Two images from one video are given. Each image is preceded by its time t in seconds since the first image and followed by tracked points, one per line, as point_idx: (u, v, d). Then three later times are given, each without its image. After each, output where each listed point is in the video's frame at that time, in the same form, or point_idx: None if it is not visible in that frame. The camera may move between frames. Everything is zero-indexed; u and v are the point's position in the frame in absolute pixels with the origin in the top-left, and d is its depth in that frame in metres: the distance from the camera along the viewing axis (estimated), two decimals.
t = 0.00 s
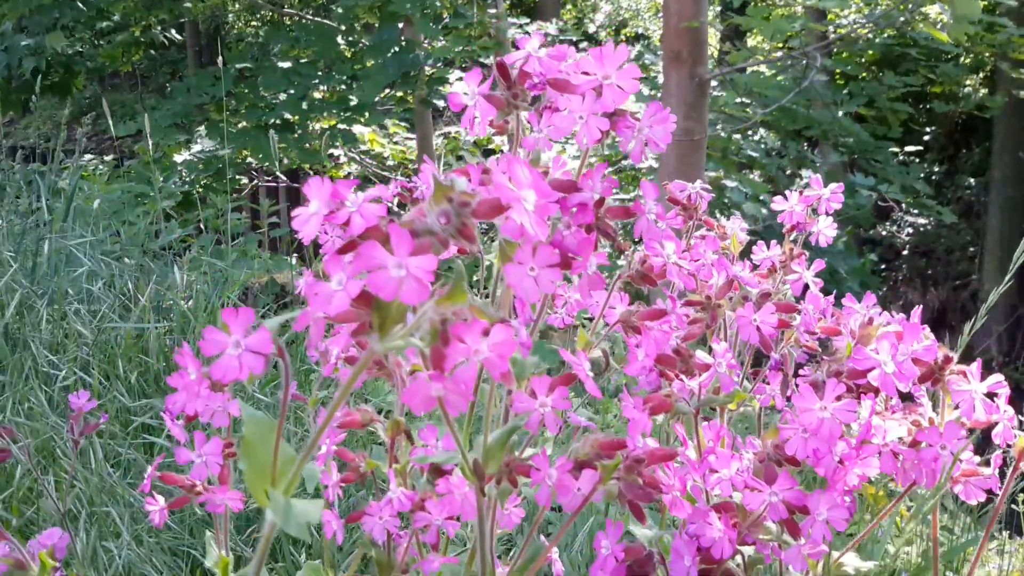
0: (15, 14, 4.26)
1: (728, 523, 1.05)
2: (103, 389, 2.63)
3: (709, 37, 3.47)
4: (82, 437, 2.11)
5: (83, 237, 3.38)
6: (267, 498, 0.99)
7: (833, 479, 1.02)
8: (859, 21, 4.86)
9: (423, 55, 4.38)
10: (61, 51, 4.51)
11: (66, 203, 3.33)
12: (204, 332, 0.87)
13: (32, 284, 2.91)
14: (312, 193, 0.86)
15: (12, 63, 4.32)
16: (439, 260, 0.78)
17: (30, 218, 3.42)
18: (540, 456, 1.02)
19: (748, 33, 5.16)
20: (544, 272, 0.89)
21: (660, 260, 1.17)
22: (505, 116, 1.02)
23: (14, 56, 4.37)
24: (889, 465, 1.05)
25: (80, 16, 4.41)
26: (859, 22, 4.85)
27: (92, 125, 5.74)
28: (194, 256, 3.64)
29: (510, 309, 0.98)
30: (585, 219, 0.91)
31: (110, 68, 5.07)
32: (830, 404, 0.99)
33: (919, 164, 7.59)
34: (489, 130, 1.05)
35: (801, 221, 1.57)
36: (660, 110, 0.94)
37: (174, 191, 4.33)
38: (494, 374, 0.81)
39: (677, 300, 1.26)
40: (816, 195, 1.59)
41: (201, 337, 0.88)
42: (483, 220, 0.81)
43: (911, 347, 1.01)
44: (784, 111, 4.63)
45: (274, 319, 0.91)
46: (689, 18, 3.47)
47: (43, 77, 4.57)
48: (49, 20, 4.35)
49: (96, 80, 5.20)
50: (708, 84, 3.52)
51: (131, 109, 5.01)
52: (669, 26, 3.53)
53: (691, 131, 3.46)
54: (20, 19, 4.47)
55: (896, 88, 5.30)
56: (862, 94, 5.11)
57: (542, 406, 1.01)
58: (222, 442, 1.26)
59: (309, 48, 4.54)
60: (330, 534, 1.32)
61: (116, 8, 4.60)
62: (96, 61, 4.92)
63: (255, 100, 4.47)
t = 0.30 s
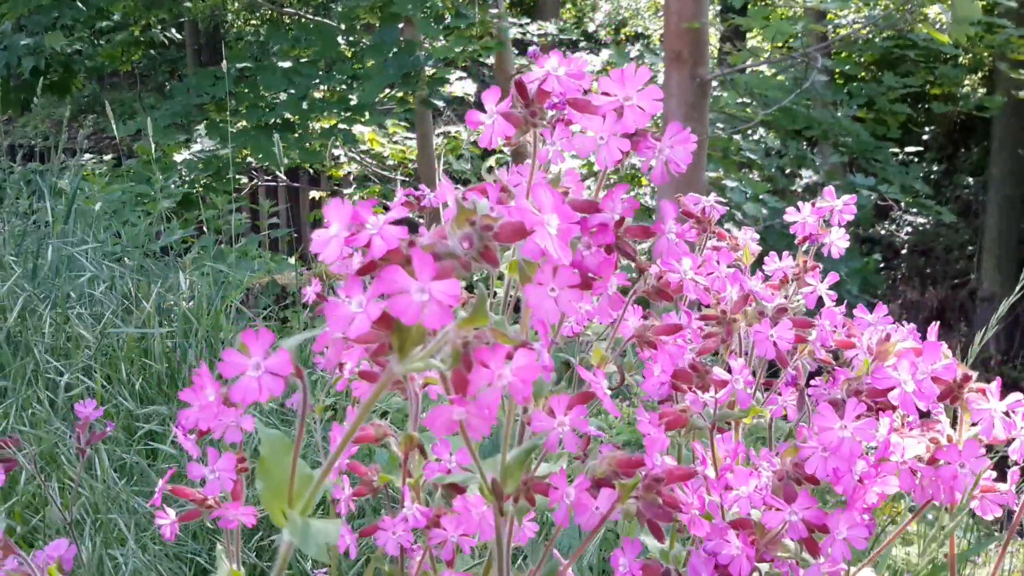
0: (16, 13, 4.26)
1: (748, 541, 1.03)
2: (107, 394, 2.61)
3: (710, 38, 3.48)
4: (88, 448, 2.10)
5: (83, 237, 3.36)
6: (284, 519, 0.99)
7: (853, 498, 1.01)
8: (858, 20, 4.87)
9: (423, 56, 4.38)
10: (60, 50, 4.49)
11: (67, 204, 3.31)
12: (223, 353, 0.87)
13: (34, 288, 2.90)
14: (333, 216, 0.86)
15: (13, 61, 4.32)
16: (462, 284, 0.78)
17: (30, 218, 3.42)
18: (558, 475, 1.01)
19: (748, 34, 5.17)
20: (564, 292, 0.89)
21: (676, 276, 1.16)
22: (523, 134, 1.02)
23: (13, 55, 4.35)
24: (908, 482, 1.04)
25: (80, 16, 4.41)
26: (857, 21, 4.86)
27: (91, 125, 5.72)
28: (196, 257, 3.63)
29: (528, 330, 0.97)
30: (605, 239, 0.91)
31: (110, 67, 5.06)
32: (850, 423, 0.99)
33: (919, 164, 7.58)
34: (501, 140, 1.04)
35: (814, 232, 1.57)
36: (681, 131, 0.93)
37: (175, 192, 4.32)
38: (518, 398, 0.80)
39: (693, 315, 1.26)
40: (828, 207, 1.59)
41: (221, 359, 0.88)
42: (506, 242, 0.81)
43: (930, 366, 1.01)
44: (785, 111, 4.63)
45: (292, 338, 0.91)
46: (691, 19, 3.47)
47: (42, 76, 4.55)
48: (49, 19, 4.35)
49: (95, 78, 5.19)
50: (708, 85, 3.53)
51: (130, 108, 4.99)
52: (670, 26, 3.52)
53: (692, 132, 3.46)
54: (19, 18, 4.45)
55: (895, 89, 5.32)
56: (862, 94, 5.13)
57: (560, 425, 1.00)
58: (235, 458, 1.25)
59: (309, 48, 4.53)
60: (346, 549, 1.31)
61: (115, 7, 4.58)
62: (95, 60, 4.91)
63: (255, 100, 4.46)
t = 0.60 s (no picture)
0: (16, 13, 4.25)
1: (775, 557, 1.02)
2: (113, 398, 2.59)
3: (711, 36, 3.47)
4: (99, 457, 2.09)
5: (87, 239, 3.34)
6: (310, 538, 0.98)
7: (883, 514, 1.00)
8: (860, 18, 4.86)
9: (424, 55, 4.36)
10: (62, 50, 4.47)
11: (71, 206, 3.30)
12: (250, 372, 0.87)
13: (40, 291, 2.88)
14: (360, 232, 0.84)
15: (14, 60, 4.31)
16: (496, 303, 0.77)
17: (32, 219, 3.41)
18: (586, 492, 1.01)
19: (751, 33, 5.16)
20: (594, 309, 0.88)
21: (700, 289, 1.14)
22: (548, 146, 1.01)
23: (15, 55, 4.34)
24: (937, 498, 1.03)
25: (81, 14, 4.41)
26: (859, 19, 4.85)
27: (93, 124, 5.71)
28: (199, 258, 3.61)
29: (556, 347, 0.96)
30: (634, 254, 0.89)
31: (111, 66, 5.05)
32: (881, 440, 0.98)
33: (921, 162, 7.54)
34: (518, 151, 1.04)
35: (832, 240, 1.55)
36: (711, 144, 0.91)
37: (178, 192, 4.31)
38: (552, 419, 0.79)
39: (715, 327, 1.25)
40: (846, 215, 1.57)
41: (248, 379, 0.87)
42: (539, 261, 0.79)
43: (961, 381, 0.99)
44: (787, 110, 4.63)
45: (320, 355, 0.90)
46: (693, 17, 3.47)
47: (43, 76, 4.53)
48: (50, 18, 4.34)
49: (95, 77, 5.17)
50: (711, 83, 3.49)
51: (131, 107, 4.98)
52: (672, 25, 3.51)
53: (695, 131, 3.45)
54: (20, 18, 4.43)
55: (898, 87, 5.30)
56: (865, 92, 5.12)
57: (588, 442, 0.99)
58: (254, 472, 1.25)
59: (311, 47, 4.51)
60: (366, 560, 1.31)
61: (116, 6, 4.56)
62: (96, 59, 4.89)
63: (257, 99, 4.44)
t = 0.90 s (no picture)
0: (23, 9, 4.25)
1: (798, 564, 1.01)
2: (122, 396, 2.58)
3: (719, 34, 3.46)
4: (112, 457, 2.08)
5: (95, 237, 3.33)
6: (331, 544, 0.98)
7: (910, 522, 0.99)
8: (867, 16, 4.84)
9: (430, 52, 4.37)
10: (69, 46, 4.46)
11: (79, 203, 3.29)
12: (274, 379, 0.87)
13: (49, 289, 2.86)
14: (385, 237, 0.84)
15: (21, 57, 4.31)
16: (524, 310, 0.76)
17: (36, 215, 3.40)
18: (609, 499, 1.00)
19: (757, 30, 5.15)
20: (620, 315, 0.87)
21: (724, 293, 1.13)
22: (571, 151, 1.00)
23: (21, 51, 4.32)
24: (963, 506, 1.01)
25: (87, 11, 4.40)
26: (866, 17, 4.84)
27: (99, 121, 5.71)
28: (207, 255, 3.61)
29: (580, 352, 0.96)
30: (662, 258, 0.88)
31: (117, 63, 5.05)
32: (908, 446, 0.97)
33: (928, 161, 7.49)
34: (542, 152, 1.05)
35: (850, 242, 1.54)
36: (738, 149, 0.90)
37: (186, 189, 4.30)
38: (581, 428, 0.79)
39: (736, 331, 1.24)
40: (865, 217, 1.56)
41: (272, 385, 0.87)
42: (567, 267, 0.79)
43: (988, 389, 0.98)
44: (793, 108, 4.62)
45: (343, 361, 0.90)
46: (700, 16, 3.47)
47: (49, 72, 4.52)
48: (56, 15, 4.34)
49: (100, 73, 5.17)
50: (717, 80, 3.48)
51: (137, 104, 4.97)
52: (680, 22, 3.51)
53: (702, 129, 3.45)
54: (27, 14, 4.42)
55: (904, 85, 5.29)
56: (872, 89, 5.10)
57: (610, 448, 0.98)
58: (271, 476, 1.24)
59: (317, 44, 4.52)
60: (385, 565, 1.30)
61: (122, 3, 4.55)
62: (103, 56, 4.89)
63: (263, 96, 4.43)
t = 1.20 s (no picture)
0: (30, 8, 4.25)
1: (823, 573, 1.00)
2: (132, 397, 2.57)
3: (726, 34, 3.45)
4: (123, 459, 2.06)
5: (103, 236, 3.32)
6: (353, 552, 0.97)
7: (937, 532, 0.98)
8: (874, 16, 4.83)
9: (435, 52, 4.36)
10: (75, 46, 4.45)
11: (87, 203, 3.27)
12: (298, 387, 0.86)
13: (58, 289, 2.85)
14: (412, 245, 0.83)
15: (27, 56, 4.31)
16: (553, 320, 0.75)
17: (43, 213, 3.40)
18: (633, 508, 0.99)
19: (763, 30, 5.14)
20: (648, 323, 0.86)
21: (747, 300, 1.12)
22: (595, 157, 1.00)
23: (27, 50, 4.32)
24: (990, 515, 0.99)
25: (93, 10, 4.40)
26: (872, 18, 4.83)
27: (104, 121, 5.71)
28: (214, 254, 3.60)
29: (603, 360, 0.95)
30: (689, 267, 0.87)
31: (123, 63, 5.05)
32: (936, 456, 0.96)
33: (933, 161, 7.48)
34: (565, 159, 1.05)
35: (869, 247, 1.53)
36: (766, 157, 0.90)
37: (192, 189, 4.29)
38: (611, 438, 0.78)
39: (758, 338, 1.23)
40: (884, 221, 1.55)
41: (297, 393, 0.87)
42: (597, 276, 0.78)
43: (1018, 397, 0.97)
44: (799, 109, 4.62)
45: (368, 369, 0.89)
46: (706, 17, 3.46)
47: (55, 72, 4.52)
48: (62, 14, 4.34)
49: (105, 73, 5.16)
50: (723, 80, 3.47)
51: (142, 103, 4.96)
52: (686, 23, 3.48)
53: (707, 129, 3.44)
54: (32, 12, 4.41)
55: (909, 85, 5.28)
56: (878, 89, 5.09)
57: (635, 456, 0.97)
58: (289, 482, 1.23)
59: (323, 44, 4.51)
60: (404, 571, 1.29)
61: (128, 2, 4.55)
62: (108, 55, 4.88)
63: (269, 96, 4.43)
